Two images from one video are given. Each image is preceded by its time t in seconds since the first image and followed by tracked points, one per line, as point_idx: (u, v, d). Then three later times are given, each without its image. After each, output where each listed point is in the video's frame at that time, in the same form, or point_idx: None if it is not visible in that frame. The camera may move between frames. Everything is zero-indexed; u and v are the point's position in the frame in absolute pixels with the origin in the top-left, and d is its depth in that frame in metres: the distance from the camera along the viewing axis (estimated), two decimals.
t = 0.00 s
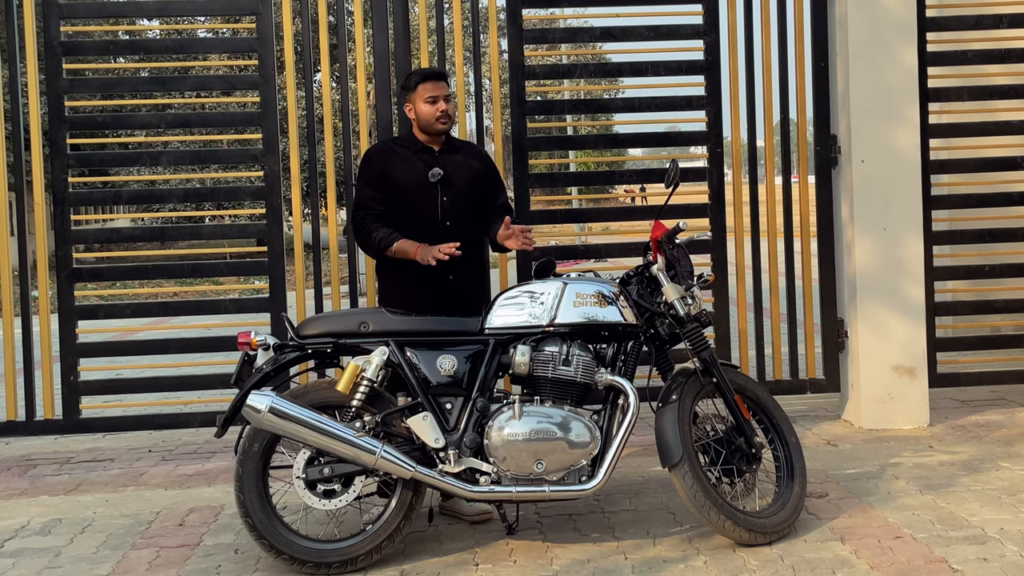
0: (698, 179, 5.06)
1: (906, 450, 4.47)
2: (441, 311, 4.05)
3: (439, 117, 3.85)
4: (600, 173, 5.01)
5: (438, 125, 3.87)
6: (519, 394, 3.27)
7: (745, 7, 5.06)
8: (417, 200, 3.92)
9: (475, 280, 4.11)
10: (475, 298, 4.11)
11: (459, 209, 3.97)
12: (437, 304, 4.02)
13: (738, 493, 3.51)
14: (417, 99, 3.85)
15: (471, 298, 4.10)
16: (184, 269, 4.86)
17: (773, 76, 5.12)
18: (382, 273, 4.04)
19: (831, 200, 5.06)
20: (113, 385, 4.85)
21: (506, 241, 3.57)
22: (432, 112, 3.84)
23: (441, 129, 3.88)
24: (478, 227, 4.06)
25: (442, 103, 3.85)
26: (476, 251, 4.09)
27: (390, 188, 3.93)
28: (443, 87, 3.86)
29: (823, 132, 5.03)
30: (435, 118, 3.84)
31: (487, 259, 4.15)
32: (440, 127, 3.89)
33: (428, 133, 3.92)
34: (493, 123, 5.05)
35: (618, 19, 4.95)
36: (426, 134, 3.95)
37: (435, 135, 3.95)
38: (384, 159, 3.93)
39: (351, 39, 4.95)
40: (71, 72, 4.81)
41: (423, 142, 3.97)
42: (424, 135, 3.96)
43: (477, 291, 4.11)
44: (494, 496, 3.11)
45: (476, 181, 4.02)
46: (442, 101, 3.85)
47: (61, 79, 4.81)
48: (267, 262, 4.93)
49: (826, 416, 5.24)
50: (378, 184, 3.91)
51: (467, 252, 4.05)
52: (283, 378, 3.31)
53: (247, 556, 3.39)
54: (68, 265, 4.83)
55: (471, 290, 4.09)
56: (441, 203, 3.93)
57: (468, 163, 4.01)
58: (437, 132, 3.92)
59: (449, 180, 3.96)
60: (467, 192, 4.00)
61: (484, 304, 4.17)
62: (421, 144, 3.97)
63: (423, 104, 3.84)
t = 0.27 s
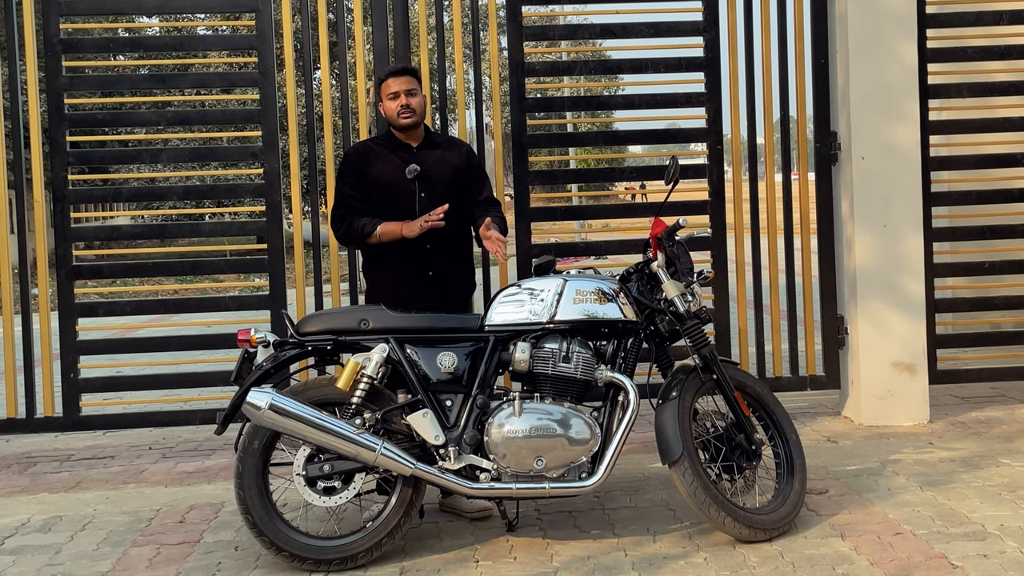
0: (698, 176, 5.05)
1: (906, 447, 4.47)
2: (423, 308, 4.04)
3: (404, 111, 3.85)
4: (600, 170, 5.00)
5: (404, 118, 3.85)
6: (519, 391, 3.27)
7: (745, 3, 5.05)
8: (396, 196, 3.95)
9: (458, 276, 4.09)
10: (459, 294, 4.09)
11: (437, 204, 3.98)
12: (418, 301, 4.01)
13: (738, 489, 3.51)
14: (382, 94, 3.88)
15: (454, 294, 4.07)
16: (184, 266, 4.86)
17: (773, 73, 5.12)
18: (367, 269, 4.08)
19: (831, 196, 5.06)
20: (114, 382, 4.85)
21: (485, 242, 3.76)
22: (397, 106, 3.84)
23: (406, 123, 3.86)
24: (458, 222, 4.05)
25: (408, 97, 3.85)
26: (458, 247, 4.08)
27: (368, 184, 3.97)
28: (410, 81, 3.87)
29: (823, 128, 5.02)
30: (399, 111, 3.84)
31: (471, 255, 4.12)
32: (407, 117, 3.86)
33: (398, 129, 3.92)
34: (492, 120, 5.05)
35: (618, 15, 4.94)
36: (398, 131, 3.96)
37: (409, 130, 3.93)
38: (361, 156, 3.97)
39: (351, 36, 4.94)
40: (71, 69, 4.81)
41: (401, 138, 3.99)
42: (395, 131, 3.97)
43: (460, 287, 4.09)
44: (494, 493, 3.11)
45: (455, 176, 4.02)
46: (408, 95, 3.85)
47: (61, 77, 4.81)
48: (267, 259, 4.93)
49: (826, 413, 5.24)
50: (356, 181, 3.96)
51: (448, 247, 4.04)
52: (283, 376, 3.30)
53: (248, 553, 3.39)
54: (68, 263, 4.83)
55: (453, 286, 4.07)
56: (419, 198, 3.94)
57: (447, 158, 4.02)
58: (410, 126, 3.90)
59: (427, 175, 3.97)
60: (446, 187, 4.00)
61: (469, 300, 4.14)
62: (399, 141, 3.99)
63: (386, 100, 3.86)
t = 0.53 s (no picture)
0: (697, 173, 5.05)
1: (905, 444, 4.47)
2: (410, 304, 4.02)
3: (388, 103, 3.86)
4: (599, 167, 5.00)
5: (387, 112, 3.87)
6: (518, 388, 3.27)
7: None
8: (381, 192, 3.95)
9: (444, 273, 4.09)
10: (445, 291, 4.09)
11: (423, 200, 3.99)
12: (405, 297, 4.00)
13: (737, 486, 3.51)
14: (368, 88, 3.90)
15: (441, 290, 4.07)
16: (184, 264, 4.86)
17: (773, 70, 5.11)
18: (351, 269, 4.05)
19: (830, 193, 5.06)
20: (113, 380, 4.85)
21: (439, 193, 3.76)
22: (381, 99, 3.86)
23: (389, 117, 3.87)
24: (444, 218, 4.07)
25: (392, 92, 3.87)
26: (443, 243, 4.08)
27: (353, 181, 3.96)
28: (397, 77, 3.89)
29: (823, 125, 5.02)
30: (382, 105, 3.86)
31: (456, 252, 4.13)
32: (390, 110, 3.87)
33: (382, 125, 3.94)
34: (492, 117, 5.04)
35: (618, 12, 4.94)
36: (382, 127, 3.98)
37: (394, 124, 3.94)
38: (347, 153, 3.96)
39: (350, 33, 4.94)
40: (70, 66, 4.80)
41: (386, 135, 4.00)
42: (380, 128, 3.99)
43: (446, 283, 4.08)
44: (494, 490, 3.11)
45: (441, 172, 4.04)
46: (392, 90, 3.87)
47: (61, 73, 4.80)
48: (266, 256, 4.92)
49: (825, 410, 5.25)
50: (340, 178, 3.95)
51: (434, 244, 4.04)
52: (282, 373, 3.29)
53: (247, 550, 3.39)
54: (67, 260, 4.83)
55: (439, 282, 4.06)
56: (405, 194, 3.95)
57: (432, 154, 4.04)
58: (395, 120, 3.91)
59: (412, 171, 3.98)
60: (432, 183, 4.01)
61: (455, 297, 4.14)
62: (383, 137, 4.00)
63: (371, 94, 3.88)
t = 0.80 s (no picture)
0: (697, 170, 5.04)
1: (905, 441, 4.47)
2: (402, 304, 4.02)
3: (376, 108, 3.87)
4: (599, 164, 4.99)
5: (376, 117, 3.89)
6: (517, 386, 3.27)
7: None
8: (371, 192, 3.94)
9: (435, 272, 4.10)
10: (434, 291, 4.10)
11: (413, 200, 3.99)
12: (397, 297, 3.99)
13: (736, 483, 3.50)
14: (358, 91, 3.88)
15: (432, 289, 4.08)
16: (183, 261, 4.86)
17: (772, 67, 5.11)
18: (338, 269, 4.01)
19: (829, 191, 5.06)
20: (112, 377, 4.85)
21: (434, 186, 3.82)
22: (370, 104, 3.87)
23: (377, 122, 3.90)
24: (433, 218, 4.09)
25: (382, 99, 3.86)
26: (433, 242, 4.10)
27: (343, 181, 3.94)
28: (388, 84, 3.87)
29: (823, 123, 5.02)
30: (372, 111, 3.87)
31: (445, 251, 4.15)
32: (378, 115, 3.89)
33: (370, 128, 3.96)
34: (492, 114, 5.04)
35: (617, 9, 4.93)
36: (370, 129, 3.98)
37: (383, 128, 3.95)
38: (336, 153, 3.94)
39: (349, 30, 4.93)
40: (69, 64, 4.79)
41: (375, 135, 3.99)
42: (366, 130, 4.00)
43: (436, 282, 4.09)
44: (493, 487, 3.11)
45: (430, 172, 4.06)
46: (382, 97, 3.86)
47: (60, 71, 4.79)
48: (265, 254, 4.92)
49: (824, 407, 5.25)
50: (330, 178, 3.92)
51: (423, 243, 4.06)
52: (281, 370, 3.29)
53: (246, 548, 3.39)
54: (66, 258, 4.82)
55: (430, 281, 4.07)
56: (396, 193, 3.95)
57: (422, 154, 4.05)
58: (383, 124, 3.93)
59: (402, 171, 3.99)
60: (422, 183, 4.02)
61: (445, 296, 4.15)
62: (372, 137, 4.00)
63: (360, 98, 3.88)
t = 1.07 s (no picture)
0: (696, 167, 5.04)
1: (904, 438, 4.47)
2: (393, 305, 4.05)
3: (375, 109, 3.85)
4: (598, 162, 4.98)
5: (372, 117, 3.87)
6: (516, 383, 3.26)
7: None
8: (365, 194, 3.93)
9: (426, 273, 4.12)
10: (424, 291, 4.13)
11: (407, 201, 3.99)
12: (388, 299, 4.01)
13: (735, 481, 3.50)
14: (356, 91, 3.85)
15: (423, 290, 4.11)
16: (182, 258, 4.85)
17: (771, 64, 5.11)
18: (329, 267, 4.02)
19: (829, 188, 5.06)
20: (111, 374, 4.85)
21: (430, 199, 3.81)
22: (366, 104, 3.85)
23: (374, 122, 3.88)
24: (426, 219, 4.09)
25: (379, 99, 3.85)
26: (425, 243, 4.11)
27: (336, 182, 3.92)
28: (385, 84, 3.86)
29: (822, 120, 5.01)
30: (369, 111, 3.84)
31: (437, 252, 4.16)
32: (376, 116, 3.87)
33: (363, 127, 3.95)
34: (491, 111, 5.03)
35: (617, 6, 4.92)
36: (362, 128, 3.95)
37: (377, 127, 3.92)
38: (330, 153, 3.91)
39: (348, 27, 4.92)
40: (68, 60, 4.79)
41: (368, 134, 3.97)
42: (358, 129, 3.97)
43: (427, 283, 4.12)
44: (492, 485, 3.11)
45: (423, 172, 4.04)
46: (379, 98, 3.85)
47: (58, 68, 4.79)
48: (264, 251, 4.92)
49: (824, 404, 5.24)
50: (323, 179, 3.89)
51: (415, 244, 4.06)
52: (280, 367, 3.29)
53: (245, 545, 3.39)
54: (65, 255, 4.81)
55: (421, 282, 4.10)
56: (389, 195, 3.94)
57: (416, 154, 4.03)
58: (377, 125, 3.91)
59: (396, 172, 3.97)
60: (415, 184, 4.01)
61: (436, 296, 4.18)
62: (366, 137, 3.96)
63: (357, 98, 3.85)
